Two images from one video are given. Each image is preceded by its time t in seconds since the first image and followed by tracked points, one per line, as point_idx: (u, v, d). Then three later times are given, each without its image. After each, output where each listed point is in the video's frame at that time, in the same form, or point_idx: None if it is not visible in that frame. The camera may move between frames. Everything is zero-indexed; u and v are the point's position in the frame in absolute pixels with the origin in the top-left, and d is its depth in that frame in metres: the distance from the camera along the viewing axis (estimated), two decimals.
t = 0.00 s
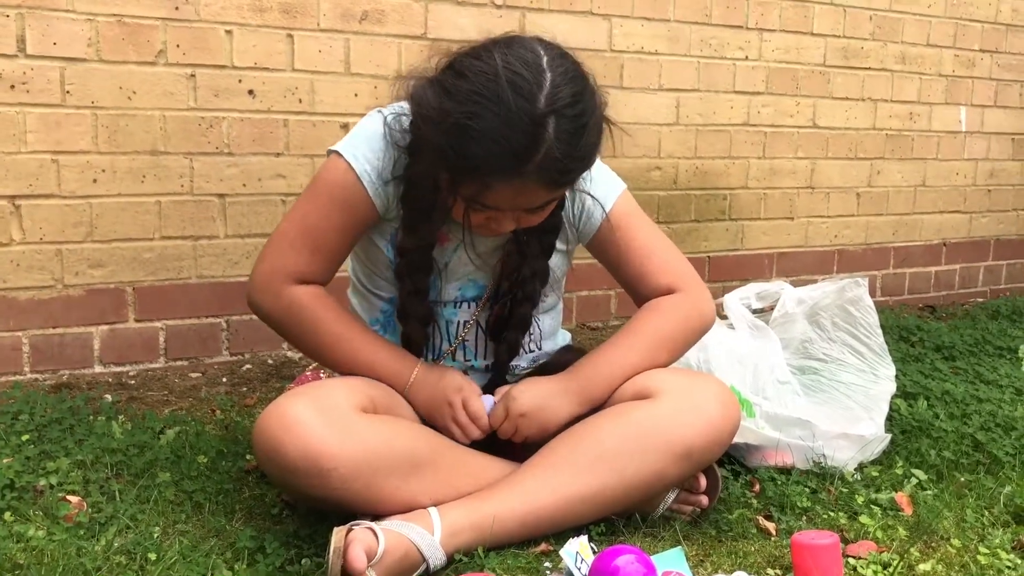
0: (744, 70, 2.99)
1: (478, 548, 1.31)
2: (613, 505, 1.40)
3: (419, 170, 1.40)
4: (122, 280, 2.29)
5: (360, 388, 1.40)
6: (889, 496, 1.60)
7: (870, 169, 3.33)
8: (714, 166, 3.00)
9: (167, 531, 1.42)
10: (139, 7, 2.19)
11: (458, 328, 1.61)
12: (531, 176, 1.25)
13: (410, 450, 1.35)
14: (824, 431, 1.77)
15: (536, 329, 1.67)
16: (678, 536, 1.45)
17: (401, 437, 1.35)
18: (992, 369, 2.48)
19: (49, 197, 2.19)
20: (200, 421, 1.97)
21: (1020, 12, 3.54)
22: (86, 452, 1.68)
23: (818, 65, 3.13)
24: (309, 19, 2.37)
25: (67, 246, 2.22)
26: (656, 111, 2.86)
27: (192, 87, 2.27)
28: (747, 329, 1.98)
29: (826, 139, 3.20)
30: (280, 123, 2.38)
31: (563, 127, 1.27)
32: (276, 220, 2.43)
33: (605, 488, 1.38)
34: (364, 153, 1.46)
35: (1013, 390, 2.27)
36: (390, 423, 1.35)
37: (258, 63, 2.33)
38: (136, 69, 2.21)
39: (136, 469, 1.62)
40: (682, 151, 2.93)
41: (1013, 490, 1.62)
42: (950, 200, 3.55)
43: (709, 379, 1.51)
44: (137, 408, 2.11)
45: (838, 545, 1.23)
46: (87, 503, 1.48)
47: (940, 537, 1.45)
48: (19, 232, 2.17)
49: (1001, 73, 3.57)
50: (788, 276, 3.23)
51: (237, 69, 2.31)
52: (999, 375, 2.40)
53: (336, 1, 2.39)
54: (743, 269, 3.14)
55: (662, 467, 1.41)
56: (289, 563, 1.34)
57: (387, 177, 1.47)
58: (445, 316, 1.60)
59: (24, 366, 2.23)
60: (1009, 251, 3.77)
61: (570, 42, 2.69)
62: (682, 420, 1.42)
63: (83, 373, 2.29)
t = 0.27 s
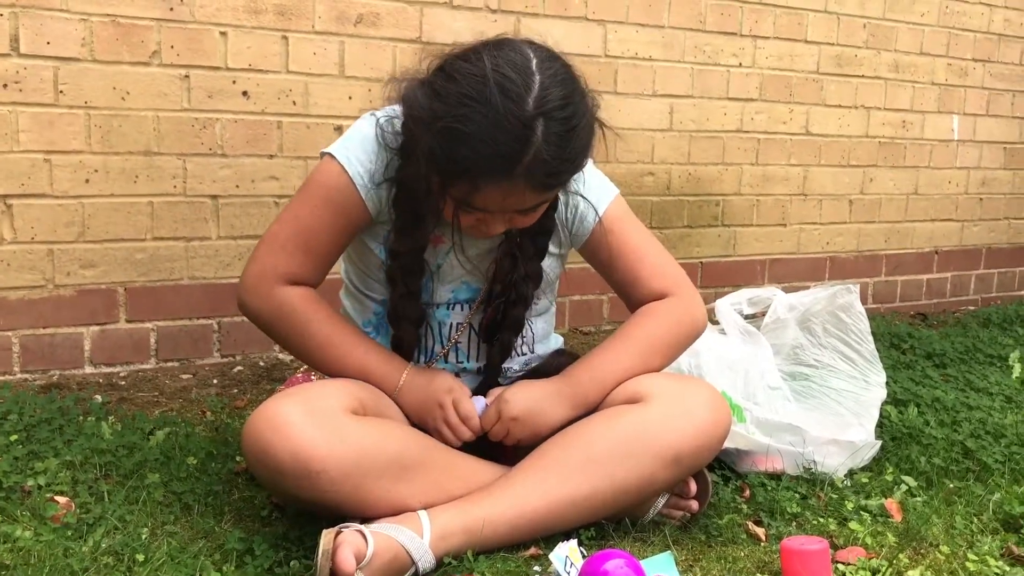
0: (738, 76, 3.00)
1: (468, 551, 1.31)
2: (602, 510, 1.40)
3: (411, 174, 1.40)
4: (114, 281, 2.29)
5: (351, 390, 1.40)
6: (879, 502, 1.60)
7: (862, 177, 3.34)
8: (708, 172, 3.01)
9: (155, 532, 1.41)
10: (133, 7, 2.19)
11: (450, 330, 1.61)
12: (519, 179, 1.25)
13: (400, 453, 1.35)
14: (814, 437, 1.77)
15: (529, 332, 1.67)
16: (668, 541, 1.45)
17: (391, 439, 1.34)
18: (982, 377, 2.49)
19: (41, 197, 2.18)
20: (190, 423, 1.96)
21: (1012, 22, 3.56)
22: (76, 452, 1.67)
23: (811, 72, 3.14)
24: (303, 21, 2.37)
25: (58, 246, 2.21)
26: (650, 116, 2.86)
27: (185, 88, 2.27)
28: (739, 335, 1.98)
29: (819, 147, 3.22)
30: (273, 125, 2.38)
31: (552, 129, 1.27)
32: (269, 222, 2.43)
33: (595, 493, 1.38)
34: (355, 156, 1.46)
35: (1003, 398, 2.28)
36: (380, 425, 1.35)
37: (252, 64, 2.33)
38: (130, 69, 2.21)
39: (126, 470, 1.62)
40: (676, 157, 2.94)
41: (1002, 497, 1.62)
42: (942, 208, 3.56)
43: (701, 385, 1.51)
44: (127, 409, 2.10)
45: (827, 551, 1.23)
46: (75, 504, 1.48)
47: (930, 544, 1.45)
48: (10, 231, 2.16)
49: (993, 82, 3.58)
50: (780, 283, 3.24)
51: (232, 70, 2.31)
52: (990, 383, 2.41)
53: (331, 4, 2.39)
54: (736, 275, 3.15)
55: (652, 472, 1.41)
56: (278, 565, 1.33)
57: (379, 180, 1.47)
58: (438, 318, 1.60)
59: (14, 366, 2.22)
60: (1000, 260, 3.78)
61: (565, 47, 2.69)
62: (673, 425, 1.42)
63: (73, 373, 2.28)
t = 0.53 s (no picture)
0: (733, 83, 3.01)
1: (461, 556, 1.30)
2: (595, 516, 1.40)
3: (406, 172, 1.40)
4: (107, 283, 2.28)
5: (344, 394, 1.39)
6: (872, 509, 1.60)
7: (857, 184, 3.35)
8: (703, 178, 3.02)
9: (147, 536, 1.40)
10: (129, 9, 2.19)
11: (444, 333, 1.61)
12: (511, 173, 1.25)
13: (393, 457, 1.34)
14: (808, 444, 1.77)
15: (522, 336, 1.67)
16: (661, 547, 1.45)
17: (384, 444, 1.34)
18: (975, 384, 2.49)
19: (35, 198, 2.17)
20: (183, 426, 1.96)
21: (1006, 31, 3.58)
22: (68, 455, 1.67)
23: (807, 79, 3.15)
24: (299, 25, 2.37)
25: (51, 248, 2.21)
26: (645, 122, 2.87)
27: (181, 91, 2.27)
28: (733, 341, 1.99)
29: (814, 154, 3.22)
30: (269, 128, 2.38)
31: (544, 123, 1.27)
32: (264, 225, 2.42)
33: (588, 499, 1.38)
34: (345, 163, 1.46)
35: (997, 406, 2.29)
36: (373, 429, 1.35)
37: (248, 67, 2.33)
38: (125, 71, 2.20)
39: (118, 473, 1.61)
40: (671, 163, 2.95)
41: (995, 504, 1.62)
42: (936, 216, 3.57)
43: (694, 391, 1.51)
44: (120, 411, 2.09)
45: (820, 557, 1.23)
46: (66, 507, 1.47)
47: (922, 551, 1.45)
48: (3, 233, 2.16)
49: (988, 90, 3.60)
50: (775, 289, 3.24)
51: (227, 73, 2.31)
52: (983, 391, 2.41)
53: (327, 8, 2.39)
54: (730, 282, 3.15)
55: (645, 478, 1.41)
56: (270, 569, 1.33)
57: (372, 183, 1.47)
58: (433, 321, 1.60)
59: (6, 368, 2.21)
60: (994, 268, 3.80)
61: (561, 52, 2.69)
62: (666, 431, 1.42)
63: (66, 376, 2.27)
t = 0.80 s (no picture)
0: (731, 87, 3.01)
1: (456, 559, 1.30)
2: (590, 519, 1.40)
3: (410, 160, 1.40)
4: (104, 284, 2.28)
5: (341, 396, 1.39)
6: (867, 513, 1.61)
7: (854, 188, 3.36)
8: (700, 181, 3.02)
9: (142, 537, 1.40)
10: (127, 11, 2.19)
11: (438, 334, 1.61)
12: (522, 149, 1.25)
13: (389, 458, 1.34)
14: (803, 447, 1.78)
15: (518, 336, 1.67)
16: (656, 550, 1.46)
17: (380, 445, 1.34)
18: (971, 389, 2.50)
19: (32, 200, 2.17)
20: (179, 428, 1.95)
21: (1003, 36, 3.59)
22: (64, 457, 1.66)
23: (804, 83, 3.16)
24: (297, 27, 2.37)
25: (48, 249, 2.21)
26: (642, 126, 2.87)
27: (178, 93, 2.27)
28: (729, 345, 1.99)
29: (810, 158, 3.23)
30: (266, 130, 2.38)
31: (552, 99, 1.29)
32: (260, 227, 2.42)
33: (583, 501, 1.38)
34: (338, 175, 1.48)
35: (992, 410, 2.29)
36: (369, 431, 1.35)
37: (246, 69, 2.33)
38: (123, 73, 2.20)
39: (113, 475, 1.61)
40: (668, 166, 2.95)
41: (990, 508, 1.63)
42: (933, 220, 3.58)
43: (689, 393, 1.51)
44: (116, 413, 2.09)
45: (814, 560, 1.23)
46: (61, 508, 1.47)
47: (917, 555, 1.46)
48: None
49: (984, 95, 3.61)
50: (771, 293, 3.25)
51: (225, 75, 2.31)
52: (979, 395, 2.42)
53: (325, 10, 2.40)
54: (727, 285, 3.16)
55: (640, 480, 1.41)
56: (265, 571, 1.32)
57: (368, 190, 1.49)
58: (426, 322, 1.60)
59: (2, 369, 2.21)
60: (990, 272, 3.81)
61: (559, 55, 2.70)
62: (660, 433, 1.43)
63: (62, 377, 2.27)
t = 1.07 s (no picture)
0: (730, 88, 3.02)
1: (454, 560, 1.30)
2: (588, 520, 1.40)
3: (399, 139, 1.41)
4: (103, 284, 2.28)
5: (339, 395, 1.39)
6: (866, 515, 1.61)
7: (853, 190, 3.36)
8: (699, 183, 3.02)
9: (140, 538, 1.40)
10: (126, 11, 2.19)
11: (431, 335, 1.61)
12: (507, 113, 1.26)
13: (387, 458, 1.34)
14: (801, 449, 1.78)
15: (510, 336, 1.67)
16: (654, 551, 1.45)
17: (378, 445, 1.34)
18: (970, 391, 2.50)
19: (31, 199, 2.17)
20: (177, 428, 1.95)
21: (1002, 38, 3.59)
22: (62, 457, 1.66)
23: (803, 85, 3.16)
24: (297, 28, 2.37)
25: (47, 249, 2.20)
26: (641, 127, 2.87)
27: (178, 93, 2.27)
28: (728, 346, 1.99)
29: (810, 159, 3.23)
30: (265, 130, 2.38)
31: (534, 65, 1.31)
32: (259, 227, 2.42)
33: (581, 502, 1.38)
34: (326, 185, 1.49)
35: (991, 412, 2.29)
36: (367, 430, 1.34)
37: (245, 70, 2.33)
38: (123, 73, 2.20)
39: (111, 475, 1.61)
40: (667, 167, 2.95)
41: (989, 510, 1.63)
42: (932, 222, 3.58)
43: (687, 393, 1.51)
44: (114, 413, 2.09)
45: (813, 562, 1.23)
46: (60, 508, 1.47)
47: (916, 557, 1.46)
48: None
49: (984, 97, 3.61)
50: (771, 294, 3.25)
51: (224, 75, 2.31)
52: (978, 397, 2.42)
53: (324, 10, 2.40)
54: (726, 286, 3.15)
55: (638, 481, 1.41)
56: (263, 572, 1.32)
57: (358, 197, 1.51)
58: (419, 322, 1.60)
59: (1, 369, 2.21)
60: (990, 274, 3.81)
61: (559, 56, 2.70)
62: (659, 434, 1.42)
63: (60, 377, 2.27)
